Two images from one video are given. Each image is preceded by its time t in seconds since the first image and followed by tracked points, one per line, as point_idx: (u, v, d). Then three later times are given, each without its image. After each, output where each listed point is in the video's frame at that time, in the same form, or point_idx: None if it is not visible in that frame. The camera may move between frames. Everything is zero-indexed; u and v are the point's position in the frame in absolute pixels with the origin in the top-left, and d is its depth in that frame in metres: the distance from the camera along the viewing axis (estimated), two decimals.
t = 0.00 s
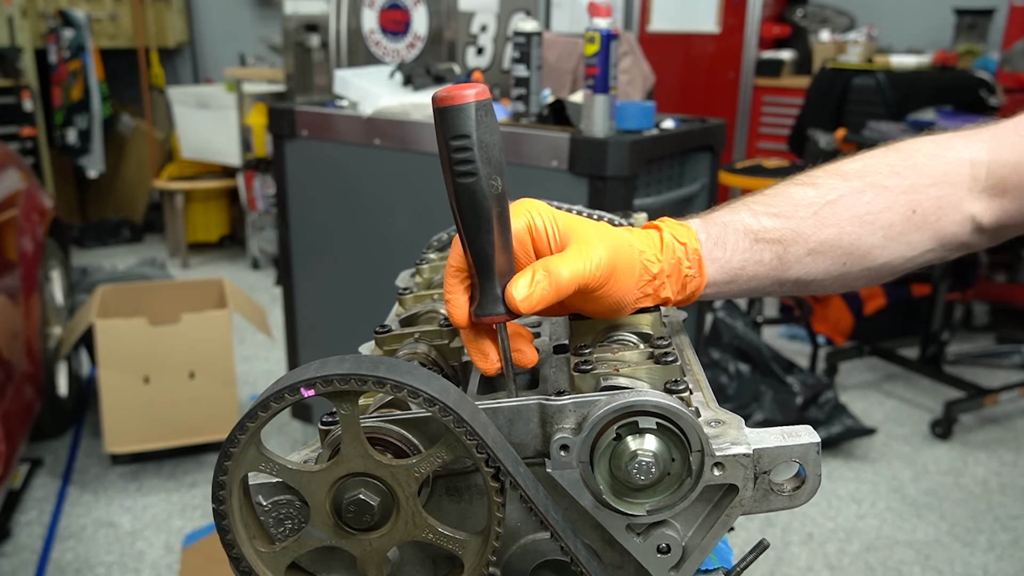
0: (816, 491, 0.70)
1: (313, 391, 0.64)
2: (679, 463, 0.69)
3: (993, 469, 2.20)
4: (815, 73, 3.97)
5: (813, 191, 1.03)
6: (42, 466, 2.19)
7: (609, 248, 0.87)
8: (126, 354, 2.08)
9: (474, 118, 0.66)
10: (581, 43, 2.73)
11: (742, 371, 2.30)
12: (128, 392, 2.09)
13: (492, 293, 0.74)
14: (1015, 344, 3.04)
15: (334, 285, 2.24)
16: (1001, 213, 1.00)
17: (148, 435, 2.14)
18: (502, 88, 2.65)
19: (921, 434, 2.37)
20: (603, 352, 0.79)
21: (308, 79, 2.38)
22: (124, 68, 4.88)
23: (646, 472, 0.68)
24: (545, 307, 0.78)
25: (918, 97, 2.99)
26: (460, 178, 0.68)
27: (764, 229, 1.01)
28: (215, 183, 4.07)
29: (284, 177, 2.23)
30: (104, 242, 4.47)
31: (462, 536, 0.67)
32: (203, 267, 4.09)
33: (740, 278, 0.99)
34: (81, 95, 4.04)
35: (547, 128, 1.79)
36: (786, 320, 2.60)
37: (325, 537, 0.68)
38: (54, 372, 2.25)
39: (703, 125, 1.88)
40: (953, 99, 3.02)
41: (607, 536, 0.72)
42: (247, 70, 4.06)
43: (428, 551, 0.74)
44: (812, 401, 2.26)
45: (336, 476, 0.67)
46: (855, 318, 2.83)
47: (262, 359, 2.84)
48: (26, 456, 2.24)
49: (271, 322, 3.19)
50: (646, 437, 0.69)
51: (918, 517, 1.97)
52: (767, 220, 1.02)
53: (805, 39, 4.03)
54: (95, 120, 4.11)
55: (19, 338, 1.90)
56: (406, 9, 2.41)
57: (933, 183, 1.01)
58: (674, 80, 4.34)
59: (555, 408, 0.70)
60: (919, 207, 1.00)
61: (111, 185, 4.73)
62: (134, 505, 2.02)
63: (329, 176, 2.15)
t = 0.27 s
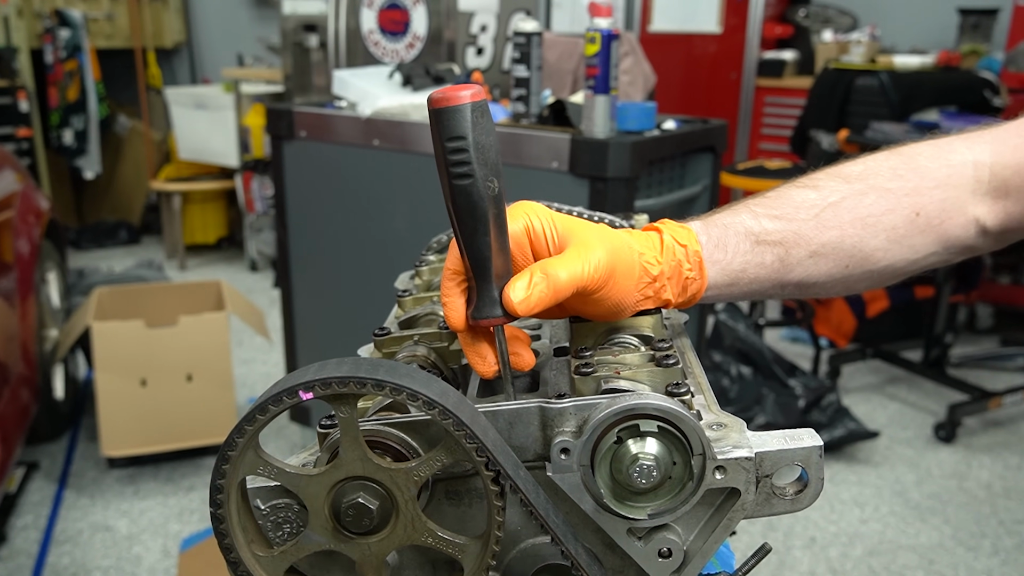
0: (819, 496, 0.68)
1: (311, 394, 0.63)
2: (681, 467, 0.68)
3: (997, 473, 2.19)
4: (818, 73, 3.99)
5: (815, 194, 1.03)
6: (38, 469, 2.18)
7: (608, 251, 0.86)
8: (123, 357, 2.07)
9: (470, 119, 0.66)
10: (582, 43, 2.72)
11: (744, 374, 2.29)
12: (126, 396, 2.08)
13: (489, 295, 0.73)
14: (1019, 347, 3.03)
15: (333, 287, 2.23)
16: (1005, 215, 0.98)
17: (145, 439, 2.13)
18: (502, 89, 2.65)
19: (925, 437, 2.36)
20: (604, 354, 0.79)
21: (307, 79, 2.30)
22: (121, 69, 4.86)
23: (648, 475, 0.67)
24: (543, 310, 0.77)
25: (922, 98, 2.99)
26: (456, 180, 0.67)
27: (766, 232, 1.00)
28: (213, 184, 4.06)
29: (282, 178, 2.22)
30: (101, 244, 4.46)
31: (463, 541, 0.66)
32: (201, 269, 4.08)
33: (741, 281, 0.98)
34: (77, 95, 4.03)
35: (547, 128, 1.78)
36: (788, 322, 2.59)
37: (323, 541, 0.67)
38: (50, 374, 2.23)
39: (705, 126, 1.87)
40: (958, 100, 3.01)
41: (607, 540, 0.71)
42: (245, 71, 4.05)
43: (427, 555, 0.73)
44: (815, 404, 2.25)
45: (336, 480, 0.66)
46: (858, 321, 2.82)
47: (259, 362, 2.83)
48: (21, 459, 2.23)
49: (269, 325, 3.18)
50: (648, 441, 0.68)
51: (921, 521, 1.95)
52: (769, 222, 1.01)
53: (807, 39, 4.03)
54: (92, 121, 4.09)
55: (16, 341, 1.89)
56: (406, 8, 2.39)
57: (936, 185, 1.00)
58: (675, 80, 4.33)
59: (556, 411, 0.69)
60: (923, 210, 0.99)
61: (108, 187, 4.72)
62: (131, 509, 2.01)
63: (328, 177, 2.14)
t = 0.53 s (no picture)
0: (821, 499, 0.67)
1: (310, 397, 0.62)
2: (683, 470, 0.67)
3: (1001, 476, 2.18)
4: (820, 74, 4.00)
5: (821, 193, 1.01)
6: (34, 473, 2.17)
7: (607, 254, 0.84)
8: (120, 360, 2.06)
9: (463, 121, 0.65)
10: (582, 43, 2.71)
11: (746, 377, 2.28)
12: (122, 399, 2.06)
13: (486, 298, 0.72)
14: None
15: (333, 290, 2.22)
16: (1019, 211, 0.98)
17: (142, 443, 2.12)
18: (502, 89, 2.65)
19: (928, 441, 2.35)
20: (605, 357, 0.78)
21: (305, 80, 2.28)
22: (118, 69, 4.86)
23: (650, 479, 0.66)
24: (540, 313, 0.76)
25: (926, 98, 2.97)
26: (449, 182, 0.66)
27: (768, 232, 0.99)
28: (211, 186, 4.05)
29: (280, 179, 2.21)
30: (98, 245, 4.44)
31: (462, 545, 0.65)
32: (199, 271, 4.07)
33: (744, 282, 0.97)
34: (74, 96, 4.02)
35: (547, 129, 1.77)
36: (790, 324, 2.58)
37: (321, 546, 0.66)
38: (47, 377, 2.22)
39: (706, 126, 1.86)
40: (960, 101, 2.99)
41: (608, 543, 0.70)
42: (243, 71, 4.04)
43: (428, 559, 0.72)
44: (817, 407, 2.24)
45: (334, 483, 0.65)
46: (861, 323, 2.82)
47: (258, 364, 2.81)
48: (17, 463, 2.21)
49: (267, 327, 3.17)
50: (650, 444, 0.66)
51: (924, 525, 1.94)
52: (772, 223, 1.00)
53: (809, 39, 4.04)
54: (88, 122, 4.08)
55: (12, 344, 1.88)
56: (406, 8, 2.38)
57: (949, 182, 0.99)
58: (676, 81, 4.31)
59: (556, 414, 0.68)
60: (934, 207, 0.98)
61: (105, 188, 4.71)
62: (128, 513, 1.99)
63: (327, 178, 2.13)
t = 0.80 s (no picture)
0: (824, 503, 0.66)
1: (309, 400, 0.61)
2: (685, 474, 0.66)
3: (1005, 480, 2.16)
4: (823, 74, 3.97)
5: (826, 194, 1.00)
6: (31, 476, 2.16)
7: (612, 258, 0.84)
8: (117, 363, 2.05)
9: (468, 122, 0.64)
10: (583, 44, 2.70)
11: (748, 380, 2.27)
12: (120, 402, 2.06)
13: (489, 302, 0.71)
14: None
15: (333, 292, 2.21)
16: None
17: (140, 446, 2.11)
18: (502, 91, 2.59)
19: (931, 444, 2.34)
20: (605, 360, 0.76)
21: (304, 80, 2.33)
22: (116, 70, 4.85)
23: (651, 483, 0.65)
24: (545, 318, 0.75)
25: (930, 97, 2.99)
26: (454, 184, 0.65)
27: (772, 234, 0.98)
28: (209, 187, 4.04)
29: (279, 180, 2.20)
30: (95, 247, 4.43)
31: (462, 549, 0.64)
32: (196, 273, 4.06)
33: (748, 285, 0.96)
34: (71, 96, 4.00)
35: (548, 130, 1.76)
36: (792, 327, 2.56)
37: (320, 550, 0.65)
38: (44, 380, 2.21)
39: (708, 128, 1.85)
40: (964, 101, 3.01)
41: (609, 548, 0.69)
42: (241, 72, 4.04)
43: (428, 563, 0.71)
44: (819, 410, 2.23)
45: (332, 487, 0.64)
46: (863, 325, 2.78)
47: (256, 367, 2.80)
48: (14, 466, 2.20)
49: (265, 330, 3.16)
50: (651, 447, 0.65)
51: (928, 529, 1.93)
52: (776, 225, 0.99)
53: (812, 40, 4.03)
54: (85, 122, 4.08)
55: (8, 346, 1.87)
56: (405, 8, 2.38)
57: (956, 183, 0.98)
58: (677, 82, 4.29)
59: (557, 417, 0.67)
60: (941, 208, 0.97)
61: (103, 189, 4.70)
62: (125, 516, 1.98)
63: (325, 179, 2.12)
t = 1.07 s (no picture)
0: (827, 507, 0.66)
1: (308, 403, 0.60)
2: (687, 477, 0.65)
3: (1009, 484, 2.15)
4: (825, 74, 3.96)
5: (830, 195, 0.99)
6: (28, 480, 2.15)
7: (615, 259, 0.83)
8: (114, 366, 2.04)
9: (472, 122, 0.63)
10: (584, 44, 2.70)
11: (750, 383, 2.25)
12: (117, 405, 2.05)
13: (491, 304, 0.70)
14: None
15: (332, 294, 2.19)
16: None
17: (137, 449, 2.10)
18: (502, 90, 2.63)
19: (935, 447, 2.33)
20: (607, 363, 0.75)
21: (303, 80, 2.35)
22: (113, 70, 4.84)
23: (653, 487, 0.64)
24: (547, 320, 0.74)
25: (932, 97, 2.99)
26: (457, 185, 0.64)
27: (775, 236, 0.97)
28: (206, 188, 4.03)
29: (277, 181, 2.19)
30: (92, 249, 4.42)
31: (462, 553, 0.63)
32: (194, 275, 4.05)
33: (750, 287, 0.95)
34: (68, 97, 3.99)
35: (548, 131, 1.75)
36: (795, 329, 2.55)
37: (319, 555, 0.64)
38: (40, 382, 2.20)
39: (709, 129, 1.84)
40: (966, 102, 3.06)
41: (611, 552, 0.68)
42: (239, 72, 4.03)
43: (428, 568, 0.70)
44: (822, 413, 2.22)
45: (331, 490, 0.63)
46: (865, 328, 2.76)
47: (254, 370, 2.79)
48: (10, 470, 2.19)
49: (264, 332, 3.15)
50: (653, 451, 0.64)
51: (931, 533, 1.92)
52: (779, 226, 0.98)
53: (814, 40, 4.02)
54: (82, 123, 4.07)
55: (4, 349, 1.86)
56: (404, 8, 2.36)
57: (960, 184, 0.97)
58: (679, 82, 4.28)
59: (558, 421, 0.66)
60: (944, 209, 0.96)
61: (100, 190, 4.69)
62: (122, 520, 1.97)
63: (324, 180, 2.11)
